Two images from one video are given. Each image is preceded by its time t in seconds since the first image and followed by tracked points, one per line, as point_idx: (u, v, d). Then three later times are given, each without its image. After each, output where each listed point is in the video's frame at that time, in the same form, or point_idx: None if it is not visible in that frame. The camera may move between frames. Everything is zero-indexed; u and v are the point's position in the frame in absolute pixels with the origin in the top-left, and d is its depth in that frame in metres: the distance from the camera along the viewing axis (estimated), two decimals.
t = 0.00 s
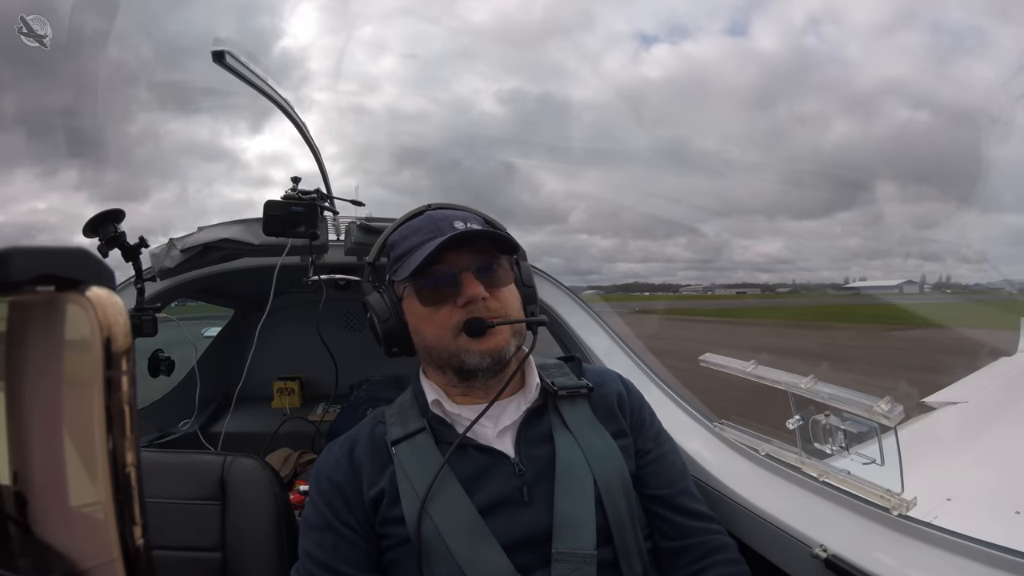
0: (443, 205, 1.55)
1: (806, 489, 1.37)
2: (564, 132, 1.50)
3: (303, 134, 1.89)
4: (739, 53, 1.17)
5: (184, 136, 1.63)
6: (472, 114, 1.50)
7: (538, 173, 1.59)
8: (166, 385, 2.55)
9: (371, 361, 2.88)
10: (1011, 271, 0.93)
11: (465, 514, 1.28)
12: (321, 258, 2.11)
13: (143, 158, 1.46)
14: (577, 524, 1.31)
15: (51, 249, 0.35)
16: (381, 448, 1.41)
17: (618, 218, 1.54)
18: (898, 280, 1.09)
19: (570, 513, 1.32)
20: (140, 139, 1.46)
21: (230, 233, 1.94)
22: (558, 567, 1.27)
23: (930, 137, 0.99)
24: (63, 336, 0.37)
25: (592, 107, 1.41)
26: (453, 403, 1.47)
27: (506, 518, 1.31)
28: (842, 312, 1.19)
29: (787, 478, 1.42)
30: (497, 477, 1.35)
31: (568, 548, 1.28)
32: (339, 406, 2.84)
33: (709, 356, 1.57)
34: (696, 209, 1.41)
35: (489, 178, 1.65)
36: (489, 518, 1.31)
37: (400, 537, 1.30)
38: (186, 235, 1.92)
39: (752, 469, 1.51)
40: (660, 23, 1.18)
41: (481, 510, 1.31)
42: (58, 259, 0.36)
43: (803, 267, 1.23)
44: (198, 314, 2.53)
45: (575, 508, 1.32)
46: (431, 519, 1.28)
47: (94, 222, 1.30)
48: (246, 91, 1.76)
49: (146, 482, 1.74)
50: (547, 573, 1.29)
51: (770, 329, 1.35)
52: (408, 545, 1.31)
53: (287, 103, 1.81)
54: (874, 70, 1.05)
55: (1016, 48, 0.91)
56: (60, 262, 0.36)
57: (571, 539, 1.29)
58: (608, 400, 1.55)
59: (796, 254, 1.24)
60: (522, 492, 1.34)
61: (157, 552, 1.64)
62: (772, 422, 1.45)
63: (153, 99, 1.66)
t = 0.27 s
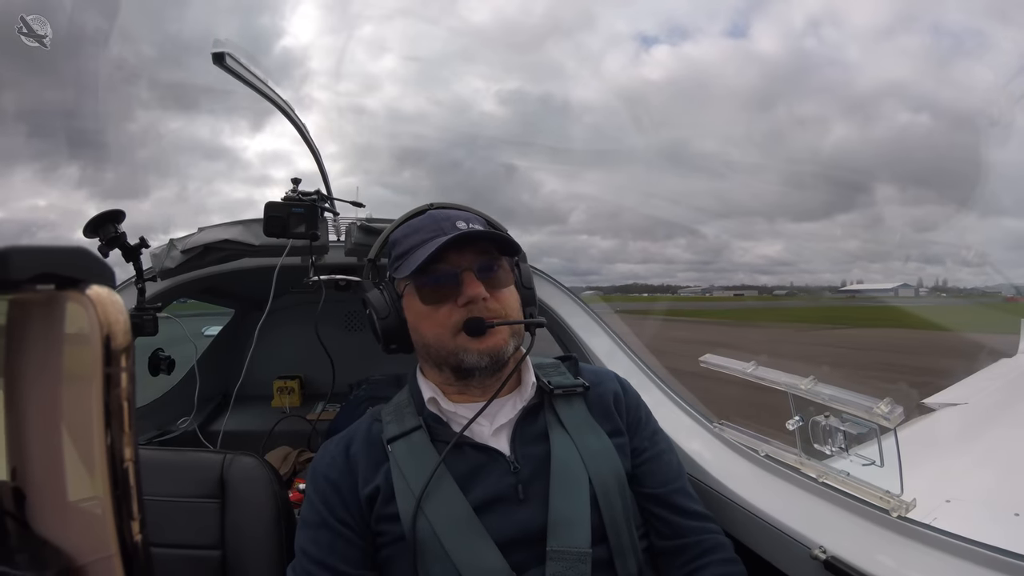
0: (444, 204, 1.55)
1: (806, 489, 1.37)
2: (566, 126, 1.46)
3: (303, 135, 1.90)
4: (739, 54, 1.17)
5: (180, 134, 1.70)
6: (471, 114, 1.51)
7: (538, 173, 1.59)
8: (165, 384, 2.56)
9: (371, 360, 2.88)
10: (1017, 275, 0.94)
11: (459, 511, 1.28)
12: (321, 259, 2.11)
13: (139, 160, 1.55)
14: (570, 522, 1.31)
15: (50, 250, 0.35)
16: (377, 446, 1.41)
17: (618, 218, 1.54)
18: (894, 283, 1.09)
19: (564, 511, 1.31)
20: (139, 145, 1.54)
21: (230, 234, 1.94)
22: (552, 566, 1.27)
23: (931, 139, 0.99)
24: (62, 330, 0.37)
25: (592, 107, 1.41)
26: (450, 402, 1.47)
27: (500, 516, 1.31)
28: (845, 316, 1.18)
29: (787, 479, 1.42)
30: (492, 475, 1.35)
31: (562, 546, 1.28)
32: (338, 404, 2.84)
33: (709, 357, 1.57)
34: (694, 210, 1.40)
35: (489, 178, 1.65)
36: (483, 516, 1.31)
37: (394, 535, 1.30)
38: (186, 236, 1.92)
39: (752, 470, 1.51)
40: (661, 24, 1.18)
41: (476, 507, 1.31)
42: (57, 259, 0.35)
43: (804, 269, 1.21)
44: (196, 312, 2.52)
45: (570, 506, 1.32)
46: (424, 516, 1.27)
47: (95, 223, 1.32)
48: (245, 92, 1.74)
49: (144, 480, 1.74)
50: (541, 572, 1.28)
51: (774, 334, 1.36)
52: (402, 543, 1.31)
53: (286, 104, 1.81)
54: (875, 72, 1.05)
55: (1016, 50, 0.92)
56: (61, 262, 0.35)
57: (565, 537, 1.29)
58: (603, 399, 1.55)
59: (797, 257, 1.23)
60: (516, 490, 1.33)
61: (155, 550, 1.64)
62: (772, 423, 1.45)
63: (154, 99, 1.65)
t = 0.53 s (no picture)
0: (443, 203, 1.55)
1: (807, 489, 1.37)
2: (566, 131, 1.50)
3: (304, 133, 1.90)
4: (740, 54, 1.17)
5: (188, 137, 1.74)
6: (472, 114, 1.52)
7: (539, 173, 1.60)
8: (166, 385, 2.55)
9: (371, 360, 2.89)
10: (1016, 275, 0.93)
11: (461, 514, 1.28)
12: (321, 256, 2.11)
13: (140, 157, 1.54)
14: (572, 524, 1.30)
15: (45, 242, 0.35)
16: (377, 448, 1.41)
17: (620, 219, 1.54)
18: (890, 283, 1.10)
19: (565, 511, 1.31)
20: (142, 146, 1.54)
21: (230, 231, 1.93)
22: (555, 568, 1.26)
23: (932, 140, 0.99)
24: (62, 327, 0.36)
25: (593, 107, 1.42)
26: (450, 404, 1.47)
27: (502, 518, 1.31)
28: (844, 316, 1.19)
29: (788, 478, 1.42)
30: (493, 477, 1.35)
31: (565, 547, 1.28)
32: (338, 405, 2.84)
33: (709, 356, 1.57)
34: (695, 210, 1.40)
35: (490, 177, 1.65)
36: (485, 518, 1.31)
37: (397, 538, 1.30)
38: (186, 233, 1.92)
39: (752, 469, 1.51)
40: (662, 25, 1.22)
41: (477, 510, 1.31)
42: (57, 255, 0.35)
43: (805, 269, 1.21)
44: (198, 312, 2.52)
45: (571, 507, 1.32)
46: (426, 519, 1.27)
47: (94, 221, 1.32)
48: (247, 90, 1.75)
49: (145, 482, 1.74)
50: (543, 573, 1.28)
51: (777, 337, 1.36)
52: (405, 546, 1.31)
53: (287, 100, 1.80)
54: (875, 72, 1.05)
55: (1017, 50, 0.91)
56: (60, 258, 0.35)
57: (568, 538, 1.29)
58: (604, 400, 1.56)
59: (798, 257, 1.23)
60: (517, 492, 1.34)
61: (158, 554, 1.64)
62: (772, 421, 1.46)
63: (155, 99, 1.68)
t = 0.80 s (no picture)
0: (459, 198, 1.56)
1: (806, 489, 1.37)
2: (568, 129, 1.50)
3: (303, 135, 1.90)
4: (741, 57, 1.17)
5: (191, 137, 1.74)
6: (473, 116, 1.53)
7: (540, 174, 1.61)
8: (166, 383, 2.55)
9: (371, 358, 2.89)
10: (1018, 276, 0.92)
11: (457, 510, 1.28)
12: (322, 256, 2.11)
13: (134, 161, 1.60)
14: (567, 521, 1.31)
15: (44, 240, 0.35)
16: (376, 445, 1.41)
17: (622, 220, 1.54)
18: (889, 286, 1.10)
19: (561, 510, 1.31)
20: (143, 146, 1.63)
21: (230, 231, 1.94)
22: (550, 566, 1.26)
23: (934, 142, 0.99)
24: (62, 324, 0.37)
25: (594, 109, 1.42)
26: (448, 401, 1.47)
27: (498, 515, 1.31)
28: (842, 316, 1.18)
29: (787, 478, 1.42)
30: (490, 474, 1.35)
31: (561, 546, 1.28)
32: (338, 403, 2.84)
33: (709, 356, 1.57)
34: (698, 211, 1.40)
35: (491, 178, 1.65)
36: (481, 516, 1.31)
37: (393, 535, 1.31)
38: (186, 233, 1.92)
39: (752, 470, 1.51)
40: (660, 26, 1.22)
41: (474, 507, 1.31)
42: (56, 254, 0.35)
43: (806, 271, 1.20)
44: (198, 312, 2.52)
45: (566, 505, 1.32)
46: (422, 515, 1.28)
47: (94, 220, 1.31)
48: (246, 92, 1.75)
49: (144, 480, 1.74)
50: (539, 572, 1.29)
51: (774, 336, 1.36)
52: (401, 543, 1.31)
53: (287, 102, 1.80)
54: (877, 74, 1.05)
55: (1018, 51, 0.92)
56: (59, 256, 0.35)
57: (563, 537, 1.29)
58: (601, 397, 1.56)
59: (800, 258, 1.22)
60: (514, 490, 1.34)
61: (156, 551, 1.64)
62: (772, 422, 1.45)
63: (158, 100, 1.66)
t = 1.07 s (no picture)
0: (478, 202, 1.54)
1: (807, 489, 1.37)
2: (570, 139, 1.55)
3: (306, 140, 1.91)
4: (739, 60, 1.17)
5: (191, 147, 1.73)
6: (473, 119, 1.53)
7: (540, 181, 1.63)
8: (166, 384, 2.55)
9: (371, 359, 2.89)
10: (1017, 276, 0.93)
11: (459, 511, 1.28)
12: (322, 257, 2.11)
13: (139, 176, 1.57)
14: (569, 523, 1.30)
15: (47, 244, 0.35)
16: (377, 446, 1.41)
17: (624, 224, 1.53)
18: (886, 287, 1.10)
19: (562, 512, 1.31)
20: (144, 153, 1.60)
21: (231, 232, 1.94)
22: (552, 568, 1.26)
23: (933, 143, 0.99)
24: (62, 328, 0.37)
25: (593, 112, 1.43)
26: (448, 402, 1.48)
27: (499, 517, 1.31)
28: (843, 317, 1.16)
29: (787, 478, 1.42)
30: (491, 475, 1.35)
31: (562, 547, 1.28)
32: (338, 403, 2.84)
33: (709, 357, 1.57)
34: (703, 214, 1.39)
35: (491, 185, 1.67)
36: (483, 518, 1.31)
37: (393, 536, 1.31)
38: (187, 235, 1.92)
39: (753, 470, 1.51)
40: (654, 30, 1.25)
41: (475, 509, 1.31)
42: (58, 258, 0.35)
43: (808, 274, 1.19)
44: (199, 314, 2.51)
45: (567, 507, 1.32)
46: (423, 516, 1.27)
47: (94, 222, 1.29)
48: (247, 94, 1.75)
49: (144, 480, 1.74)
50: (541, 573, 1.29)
51: (772, 336, 1.35)
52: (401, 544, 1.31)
53: (288, 106, 1.81)
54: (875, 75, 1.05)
55: (1016, 52, 0.93)
56: (61, 260, 0.35)
57: (565, 538, 1.29)
58: (603, 400, 1.56)
59: (802, 261, 1.21)
60: (515, 491, 1.34)
61: (156, 551, 1.64)
62: (772, 422, 1.45)
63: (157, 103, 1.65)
